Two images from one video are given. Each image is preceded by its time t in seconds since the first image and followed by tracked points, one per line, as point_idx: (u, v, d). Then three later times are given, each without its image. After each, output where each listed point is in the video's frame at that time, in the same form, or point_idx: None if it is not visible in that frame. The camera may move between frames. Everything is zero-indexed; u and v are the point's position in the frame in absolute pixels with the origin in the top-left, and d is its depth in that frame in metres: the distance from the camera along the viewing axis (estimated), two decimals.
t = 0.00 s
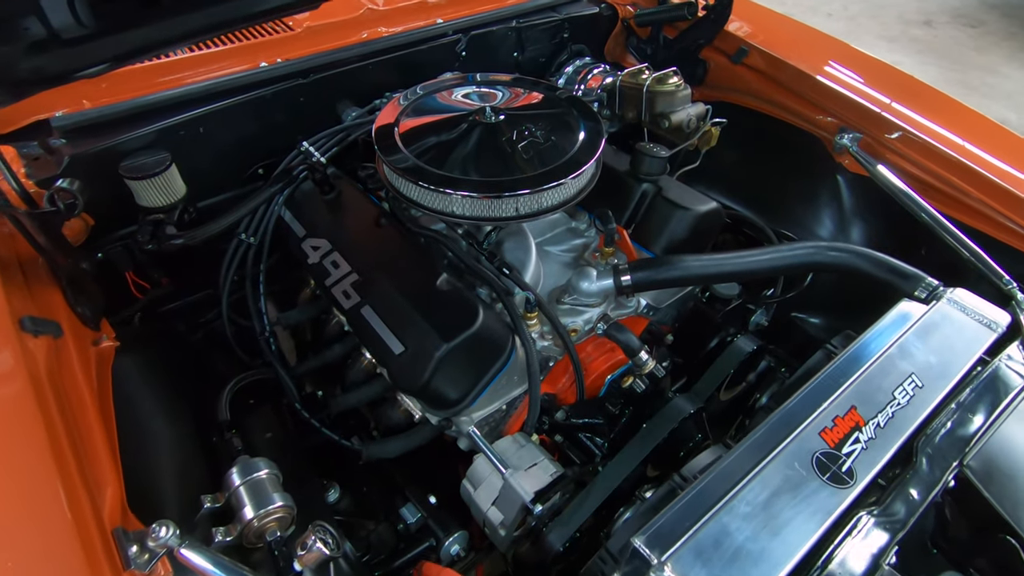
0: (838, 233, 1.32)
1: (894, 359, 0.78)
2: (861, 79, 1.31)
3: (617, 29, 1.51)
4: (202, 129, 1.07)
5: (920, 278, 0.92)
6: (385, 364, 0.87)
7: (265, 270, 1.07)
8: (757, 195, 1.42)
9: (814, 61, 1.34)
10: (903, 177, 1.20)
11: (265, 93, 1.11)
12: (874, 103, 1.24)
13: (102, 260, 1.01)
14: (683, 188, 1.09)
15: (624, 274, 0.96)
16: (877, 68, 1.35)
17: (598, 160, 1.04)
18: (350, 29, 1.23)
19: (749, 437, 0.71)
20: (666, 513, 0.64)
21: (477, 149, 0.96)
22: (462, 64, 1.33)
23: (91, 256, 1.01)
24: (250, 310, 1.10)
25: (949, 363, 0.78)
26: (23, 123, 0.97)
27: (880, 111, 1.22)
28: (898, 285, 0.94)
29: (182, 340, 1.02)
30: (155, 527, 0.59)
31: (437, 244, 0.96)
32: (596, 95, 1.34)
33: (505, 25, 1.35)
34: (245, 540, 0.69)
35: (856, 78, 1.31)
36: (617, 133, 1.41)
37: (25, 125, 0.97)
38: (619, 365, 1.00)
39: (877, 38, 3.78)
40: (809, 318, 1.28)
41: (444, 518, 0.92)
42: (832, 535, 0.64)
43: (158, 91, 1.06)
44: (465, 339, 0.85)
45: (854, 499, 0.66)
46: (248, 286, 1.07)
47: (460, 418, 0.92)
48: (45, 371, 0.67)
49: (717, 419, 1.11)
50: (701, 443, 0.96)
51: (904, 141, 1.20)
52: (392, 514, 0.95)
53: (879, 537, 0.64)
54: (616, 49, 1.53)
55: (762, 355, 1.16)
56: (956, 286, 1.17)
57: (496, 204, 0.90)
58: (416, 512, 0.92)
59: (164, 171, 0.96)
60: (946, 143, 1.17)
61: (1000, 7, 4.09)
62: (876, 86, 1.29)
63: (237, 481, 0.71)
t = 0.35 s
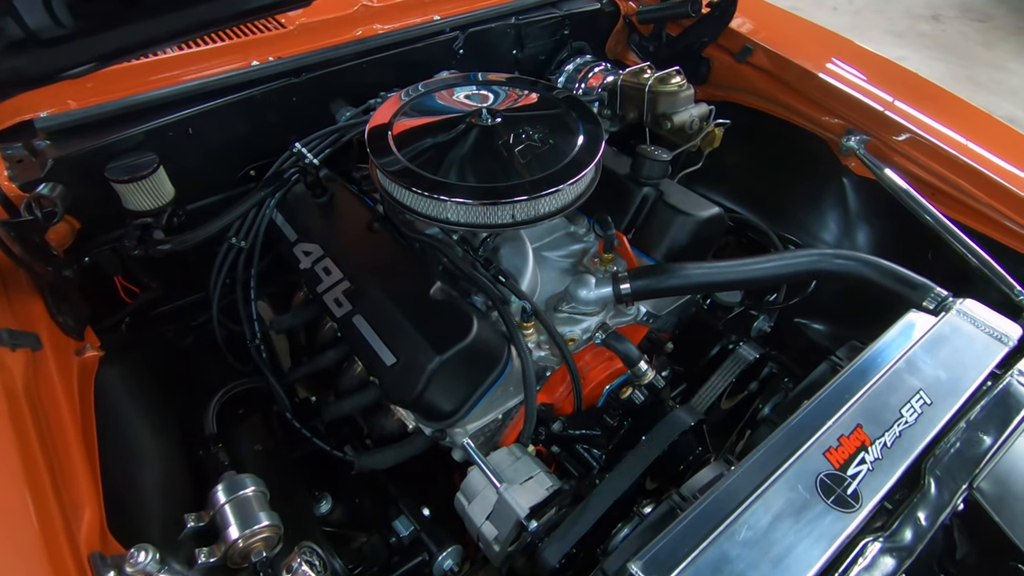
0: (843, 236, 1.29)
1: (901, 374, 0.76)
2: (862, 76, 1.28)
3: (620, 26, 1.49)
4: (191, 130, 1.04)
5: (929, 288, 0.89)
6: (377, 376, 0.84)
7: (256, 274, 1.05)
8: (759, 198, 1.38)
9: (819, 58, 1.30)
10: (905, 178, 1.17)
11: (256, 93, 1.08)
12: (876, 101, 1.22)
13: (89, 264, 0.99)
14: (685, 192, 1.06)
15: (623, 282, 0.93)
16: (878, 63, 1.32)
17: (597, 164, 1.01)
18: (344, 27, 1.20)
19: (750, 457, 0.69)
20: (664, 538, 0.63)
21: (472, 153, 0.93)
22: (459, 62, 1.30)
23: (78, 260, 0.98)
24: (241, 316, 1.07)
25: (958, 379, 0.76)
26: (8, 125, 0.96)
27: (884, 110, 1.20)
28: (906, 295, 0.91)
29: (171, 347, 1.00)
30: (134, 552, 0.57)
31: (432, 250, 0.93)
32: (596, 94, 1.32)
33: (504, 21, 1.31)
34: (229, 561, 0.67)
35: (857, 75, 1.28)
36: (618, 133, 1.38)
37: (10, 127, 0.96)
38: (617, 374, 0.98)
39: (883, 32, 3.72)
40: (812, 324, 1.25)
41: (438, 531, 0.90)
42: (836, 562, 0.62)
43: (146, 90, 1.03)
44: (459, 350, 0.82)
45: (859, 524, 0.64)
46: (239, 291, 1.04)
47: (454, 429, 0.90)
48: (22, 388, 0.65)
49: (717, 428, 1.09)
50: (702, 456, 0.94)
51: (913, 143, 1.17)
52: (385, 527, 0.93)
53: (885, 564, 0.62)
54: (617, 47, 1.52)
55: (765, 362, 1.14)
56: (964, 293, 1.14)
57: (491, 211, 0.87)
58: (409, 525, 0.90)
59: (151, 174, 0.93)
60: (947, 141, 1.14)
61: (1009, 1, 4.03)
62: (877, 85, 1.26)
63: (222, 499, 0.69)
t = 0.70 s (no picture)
0: (851, 249, 1.26)
1: (911, 401, 0.73)
2: (868, 84, 1.26)
3: (623, 33, 1.46)
4: (184, 139, 1.02)
5: (940, 309, 0.86)
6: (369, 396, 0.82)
7: (249, 287, 1.03)
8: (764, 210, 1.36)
9: (823, 67, 1.28)
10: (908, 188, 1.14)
11: (251, 102, 1.06)
12: (879, 108, 1.20)
13: (80, 276, 0.97)
14: (688, 206, 1.04)
15: (624, 300, 0.91)
16: (884, 70, 1.31)
17: (599, 176, 0.98)
18: (342, 34, 1.18)
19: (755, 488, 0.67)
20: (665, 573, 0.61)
21: (470, 166, 0.91)
22: (459, 70, 1.28)
23: (68, 272, 0.96)
24: (234, 330, 1.05)
25: (970, 407, 0.73)
26: None
27: (886, 118, 1.18)
28: (916, 315, 0.88)
29: (162, 361, 0.98)
30: None
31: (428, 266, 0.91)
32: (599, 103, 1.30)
33: (505, 29, 1.29)
34: None
35: (862, 83, 1.26)
36: (621, 142, 1.36)
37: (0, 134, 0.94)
38: (618, 396, 0.95)
39: (891, 36, 3.68)
40: (818, 340, 1.23)
41: (432, 555, 0.88)
42: None
43: (139, 99, 1.01)
44: (454, 372, 0.80)
45: (868, 562, 0.61)
46: (232, 304, 1.02)
47: (449, 451, 0.87)
48: None
49: (719, 447, 1.07)
50: (705, 479, 0.91)
51: (924, 156, 1.13)
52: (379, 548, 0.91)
53: None
54: (621, 54, 1.49)
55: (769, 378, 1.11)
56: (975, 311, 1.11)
57: (489, 227, 0.85)
58: (402, 548, 0.88)
59: (142, 186, 0.92)
60: (952, 151, 1.12)
61: (1018, 6, 3.99)
62: (882, 92, 1.24)
63: (206, 528, 0.67)
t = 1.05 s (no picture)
0: (860, 257, 1.22)
1: (922, 425, 0.70)
2: (875, 86, 1.23)
3: (628, 32, 1.43)
4: (176, 141, 1.00)
5: (954, 326, 0.83)
6: (360, 411, 0.80)
7: (241, 292, 1.00)
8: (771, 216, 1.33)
9: (833, 69, 1.25)
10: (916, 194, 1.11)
11: (245, 104, 1.04)
12: (886, 111, 1.17)
13: (70, 280, 0.95)
14: (693, 214, 1.01)
15: (624, 312, 0.88)
16: (892, 71, 1.28)
17: (601, 183, 0.95)
18: (339, 33, 1.15)
19: (759, 516, 0.65)
20: None
21: (467, 173, 0.88)
22: (460, 70, 1.25)
23: (58, 276, 0.95)
24: (226, 336, 1.03)
25: (983, 432, 0.71)
26: None
27: (895, 121, 1.15)
28: (927, 332, 0.85)
29: (152, 368, 0.96)
30: None
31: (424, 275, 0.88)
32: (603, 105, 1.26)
33: (508, 28, 1.26)
34: None
35: (870, 84, 1.23)
36: (625, 145, 1.33)
37: None
38: (617, 412, 0.94)
39: (903, 35, 3.62)
40: (824, 351, 1.20)
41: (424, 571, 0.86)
42: None
43: (128, 100, 0.98)
44: (447, 388, 0.77)
45: None
46: (224, 310, 1.00)
47: (442, 466, 0.85)
48: None
49: (720, 460, 1.04)
50: (703, 500, 0.90)
51: (938, 164, 1.10)
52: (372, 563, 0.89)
53: None
54: (626, 53, 1.45)
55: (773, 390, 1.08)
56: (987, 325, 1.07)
57: (485, 237, 0.82)
58: (394, 563, 0.88)
59: (131, 191, 0.90)
60: (960, 154, 1.09)
61: None
62: (889, 93, 1.21)
63: (189, 548, 0.65)
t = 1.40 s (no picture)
0: (873, 264, 1.17)
1: (937, 450, 0.68)
2: (888, 83, 1.19)
3: (639, 26, 1.38)
4: (170, 138, 0.97)
5: (973, 342, 0.79)
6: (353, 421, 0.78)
7: (236, 293, 0.98)
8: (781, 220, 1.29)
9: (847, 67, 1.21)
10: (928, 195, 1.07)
11: (241, 99, 1.01)
12: (899, 109, 1.13)
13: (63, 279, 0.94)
14: (701, 220, 0.97)
15: (627, 321, 0.85)
16: (906, 68, 1.24)
17: (607, 186, 0.92)
18: (339, 27, 1.12)
19: (762, 543, 0.63)
20: None
21: (467, 176, 0.85)
22: (464, 65, 1.21)
23: (50, 275, 0.93)
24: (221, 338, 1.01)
25: (1000, 458, 0.68)
26: None
27: (907, 119, 1.11)
28: (947, 350, 0.81)
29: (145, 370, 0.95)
30: None
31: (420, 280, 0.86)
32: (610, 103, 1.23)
33: (514, 21, 1.22)
34: None
35: (883, 81, 1.19)
36: (633, 144, 1.29)
37: None
38: (619, 423, 0.91)
39: (922, 28, 3.52)
40: (834, 360, 1.16)
41: None
42: None
43: (120, 95, 0.95)
44: (442, 400, 0.75)
45: None
46: (218, 311, 0.98)
47: (437, 476, 0.83)
48: None
49: (724, 471, 1.02)
50: (706, 516, 0.87)
51: (956, 168, 1.05)
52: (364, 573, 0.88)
53: None
54: (636, 48, 1.41)
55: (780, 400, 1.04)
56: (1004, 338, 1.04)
57: (484, 244, 0.80)
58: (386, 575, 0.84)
59: (124, 189, 0.88)
60: (972, 153, 1.06)
61: None
62: (902, 91, 1.17)
63: (174, 565, 0.63)
